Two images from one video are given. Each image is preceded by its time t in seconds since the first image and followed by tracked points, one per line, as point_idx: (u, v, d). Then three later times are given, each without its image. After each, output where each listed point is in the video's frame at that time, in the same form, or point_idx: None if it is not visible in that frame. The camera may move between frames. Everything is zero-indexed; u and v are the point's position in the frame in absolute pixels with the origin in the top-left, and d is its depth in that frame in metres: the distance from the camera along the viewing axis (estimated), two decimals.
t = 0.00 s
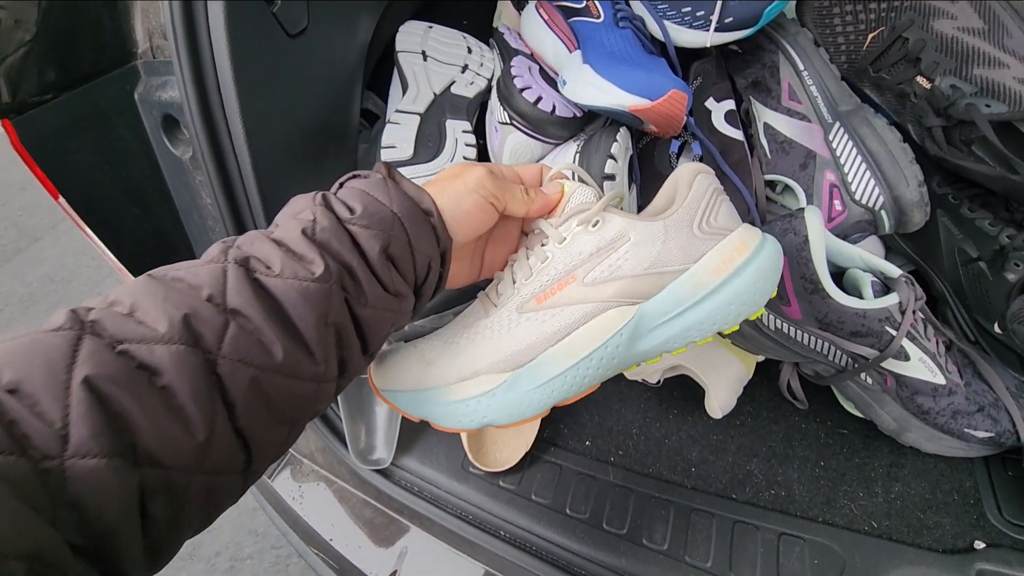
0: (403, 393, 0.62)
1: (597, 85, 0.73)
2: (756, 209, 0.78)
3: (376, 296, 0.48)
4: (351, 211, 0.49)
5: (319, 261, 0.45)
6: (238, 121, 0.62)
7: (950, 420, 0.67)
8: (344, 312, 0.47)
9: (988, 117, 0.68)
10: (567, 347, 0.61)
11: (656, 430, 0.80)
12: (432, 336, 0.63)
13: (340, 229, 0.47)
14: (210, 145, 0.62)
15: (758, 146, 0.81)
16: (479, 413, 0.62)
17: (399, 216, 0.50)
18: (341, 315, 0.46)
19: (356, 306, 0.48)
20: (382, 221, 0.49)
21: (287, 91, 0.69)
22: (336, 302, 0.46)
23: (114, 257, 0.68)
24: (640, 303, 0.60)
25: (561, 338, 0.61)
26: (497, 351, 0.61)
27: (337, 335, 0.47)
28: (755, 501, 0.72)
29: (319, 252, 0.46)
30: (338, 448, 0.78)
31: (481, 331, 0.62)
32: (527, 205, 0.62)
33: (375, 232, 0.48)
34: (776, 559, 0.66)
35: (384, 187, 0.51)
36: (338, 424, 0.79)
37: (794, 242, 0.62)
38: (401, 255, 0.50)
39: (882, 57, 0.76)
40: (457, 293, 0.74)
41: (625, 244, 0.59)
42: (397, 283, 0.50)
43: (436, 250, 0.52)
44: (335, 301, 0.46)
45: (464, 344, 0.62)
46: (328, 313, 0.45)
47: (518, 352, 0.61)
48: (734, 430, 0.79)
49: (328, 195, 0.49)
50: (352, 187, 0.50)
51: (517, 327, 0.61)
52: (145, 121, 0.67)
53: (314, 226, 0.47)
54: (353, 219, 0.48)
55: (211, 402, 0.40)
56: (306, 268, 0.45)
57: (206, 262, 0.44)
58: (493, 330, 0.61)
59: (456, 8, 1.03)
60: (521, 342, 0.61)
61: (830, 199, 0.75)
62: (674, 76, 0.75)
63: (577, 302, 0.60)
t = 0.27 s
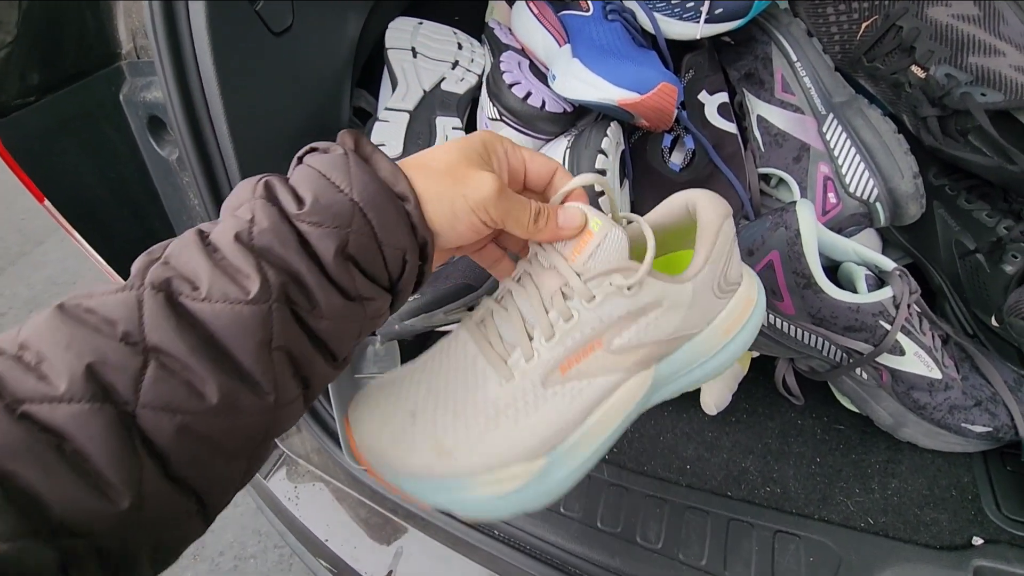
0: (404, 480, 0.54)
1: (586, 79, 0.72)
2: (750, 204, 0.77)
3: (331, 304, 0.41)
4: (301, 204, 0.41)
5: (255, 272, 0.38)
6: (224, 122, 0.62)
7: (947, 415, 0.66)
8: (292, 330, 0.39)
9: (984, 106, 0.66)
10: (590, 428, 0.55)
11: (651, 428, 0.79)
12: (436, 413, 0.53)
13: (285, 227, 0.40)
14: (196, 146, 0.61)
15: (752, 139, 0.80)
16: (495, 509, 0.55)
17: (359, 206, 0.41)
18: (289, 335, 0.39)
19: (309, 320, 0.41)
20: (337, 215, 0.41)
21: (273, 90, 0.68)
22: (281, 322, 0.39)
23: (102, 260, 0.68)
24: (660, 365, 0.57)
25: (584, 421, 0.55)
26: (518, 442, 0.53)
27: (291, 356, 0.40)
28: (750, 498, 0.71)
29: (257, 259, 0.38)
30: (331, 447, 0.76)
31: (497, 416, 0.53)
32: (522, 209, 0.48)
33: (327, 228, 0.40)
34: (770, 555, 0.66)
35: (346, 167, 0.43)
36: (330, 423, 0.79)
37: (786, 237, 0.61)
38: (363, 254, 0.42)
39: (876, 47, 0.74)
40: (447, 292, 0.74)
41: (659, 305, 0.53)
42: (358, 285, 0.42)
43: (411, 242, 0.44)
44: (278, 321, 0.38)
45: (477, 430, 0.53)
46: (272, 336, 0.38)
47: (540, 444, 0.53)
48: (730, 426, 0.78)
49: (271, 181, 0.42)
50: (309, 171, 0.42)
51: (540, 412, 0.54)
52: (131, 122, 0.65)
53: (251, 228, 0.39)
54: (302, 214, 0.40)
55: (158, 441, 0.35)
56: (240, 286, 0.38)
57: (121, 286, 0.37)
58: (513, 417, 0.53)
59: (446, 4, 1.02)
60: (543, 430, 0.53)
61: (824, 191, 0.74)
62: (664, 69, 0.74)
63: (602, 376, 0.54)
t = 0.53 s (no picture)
0: (421, 542, 0.50)
1: (579, 79, 0.71)
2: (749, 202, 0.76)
3: (256, 334, 0.38)
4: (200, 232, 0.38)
5: (161, 317, 0.35)
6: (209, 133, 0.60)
7: (955, 416, 0.64)
8: (220, 370, 0.37)
9: (987, 99, 0.65)
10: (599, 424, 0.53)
11: (653, 433, 0.78)
12: (423, 446, 0.50)
13: (185, 261, 0.36)
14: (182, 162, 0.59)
15: (750, 136, 0.78)
16: (520, 542, 0.52)
17: (259, 219, 0.38)
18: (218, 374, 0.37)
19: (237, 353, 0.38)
20: (237, 234, 0.37)
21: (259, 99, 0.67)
22: (202, 363, 0.36)
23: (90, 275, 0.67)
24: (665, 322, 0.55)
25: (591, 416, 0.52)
26: (525, 459, 0.50)
27: (229, 395, 0.38)
28: (755, 504, 0.70)
29: (162, 301, 0.36)
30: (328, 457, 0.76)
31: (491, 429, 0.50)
32: (452, 188, 0.45)
33: (229, 250, 0.37)
34: (777, 563, 0.64)
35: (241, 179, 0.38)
36: (325, 432, 0.77)
37: (785, 238, 0.60)
38: (278, 270, 0.38)
39: (876, 40, 0.72)
40: (440, 299, 0.72)
41: (638, 251, 0.51)
42: (283, 305, 0.39)
43: (333, 245, 0.39)
44: (198, 363, 0.36)
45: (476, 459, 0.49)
46: (198, 378, 0.36)
47: (548, 448, 0.51)
48: (733, 430, 0.76)
49: (169, 215, 0.39)
50: (208, 194, 0.38)
51: (538, 408, 0.51)
52: (116, 133, 0.65)
53: (149, 270, 0.37)
54: (201, 242, 0.37)
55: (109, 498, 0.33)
56: (145, 334, 0.35)
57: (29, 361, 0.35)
58: (509, 429, 0.50)
59: (437, 3, 1.00)
60: (550, 432, 0.51)
61: (825, 189, 0.72)
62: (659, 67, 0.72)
63: (602, 350, 0.52)
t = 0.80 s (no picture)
0: (436, 517, 0.40)
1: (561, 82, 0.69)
2: (739, 203, 0.75)
3: (181, 450, 0.34)
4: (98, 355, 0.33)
5: (64, 462, 0.31)
6: (186, 153, 0.58)
7: (956, 417, 0.63)
8: (148, 498, 0.33)
9: (979, 92, 0.64)
10: (550, 267, 0.41)
11: (650, 440, 0.77)
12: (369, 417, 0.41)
13: (89, 392, 0.32)
14: (159, 185, 0.57)
15: (739, 134, 0.77)
16: (532, 455, 0.41)
17: (158, 325, 0.33)
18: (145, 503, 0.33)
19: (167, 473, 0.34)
20: (137, 343, 0.33)
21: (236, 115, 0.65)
22: (123, 495, 0.32)
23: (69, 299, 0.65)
24: (569, 183, 0.44)
25: (543, 260, 0.41)
26: (486, 384, 0.38)
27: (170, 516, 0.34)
28: (754, 510, 0.69)
29: (66, 440, 0.32)
30: (322, 474, 0.75)
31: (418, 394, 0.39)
32: (307, 188, 0.44)
33: (133, 367, 0.33)
34: (778, 571, 0.63)
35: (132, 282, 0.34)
36: (319, 449, 0.76)
37: (776, 242, 0.59)
38: (189, 373, 0.34)
39: (864, 34, 0.71)
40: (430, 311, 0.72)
41: (507, 128, 0.42)
42: (203, 407, 0.34)
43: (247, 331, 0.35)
44: (117, 501, 0.32)
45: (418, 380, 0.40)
46: (118, 514, 0.32)
47: (505, 347, 0.39)
48: (731, 434, 0.75)
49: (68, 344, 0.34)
50: (114, 314, 0.34)
51: (479, 305, 0.40)
52: (90, 154, 0.60)
53: (50, 410, 0.32)
54: (101, 367, 0.33)
55: (76, 570, 0.31)
56: (52, 480, 0.31)
57: None
58: (453, 357, 0.39)
59: (419, 7, 0.98)
60: (503, 330, 0.39)
61: (816, 187, 0.71)
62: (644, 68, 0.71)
63: (513, 241, 0.41)
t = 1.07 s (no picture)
0: (274, 231, 0.36)
1: (547, 83, 0.66)
2: (736, 201, 0.73)
3: None
4: None
5: None
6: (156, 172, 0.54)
7: (966, 415, 0.62)
8: None
9: (977, 80, 0.62)
10: None
11: (652, 448, 0.75)
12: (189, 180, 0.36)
13: None
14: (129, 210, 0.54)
15: (732, 130, 0.75)
16: (388, 134, 0.38)
17: None
18: None
19: None
20: None
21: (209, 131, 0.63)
22: None
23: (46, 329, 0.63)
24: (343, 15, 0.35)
25: None
26: (321, 66, 0.34)
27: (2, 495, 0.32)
28: (763, 518, 0.67)
29: None
30: (318, 497, 0.74)
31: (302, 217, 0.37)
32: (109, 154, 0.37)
33: None
34: None
35: None
36: (312, 468, 0.75)
37: (777, 244, 0.56)
38: None
39: (856, 25, 0.69)
40: (421, 325, 0.69)
41: None
42: None
43: None
44: None
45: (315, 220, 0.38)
46: None
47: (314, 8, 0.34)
48: (735, 439, 0.73)
49: None
50: None
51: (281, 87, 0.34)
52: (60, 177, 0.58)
53: None
54: None
55: None
56: None
57: None
58: (274, 58, 0.34)
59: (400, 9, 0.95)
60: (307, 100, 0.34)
61: (814, 183, 0.69)
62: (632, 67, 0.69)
63: None
